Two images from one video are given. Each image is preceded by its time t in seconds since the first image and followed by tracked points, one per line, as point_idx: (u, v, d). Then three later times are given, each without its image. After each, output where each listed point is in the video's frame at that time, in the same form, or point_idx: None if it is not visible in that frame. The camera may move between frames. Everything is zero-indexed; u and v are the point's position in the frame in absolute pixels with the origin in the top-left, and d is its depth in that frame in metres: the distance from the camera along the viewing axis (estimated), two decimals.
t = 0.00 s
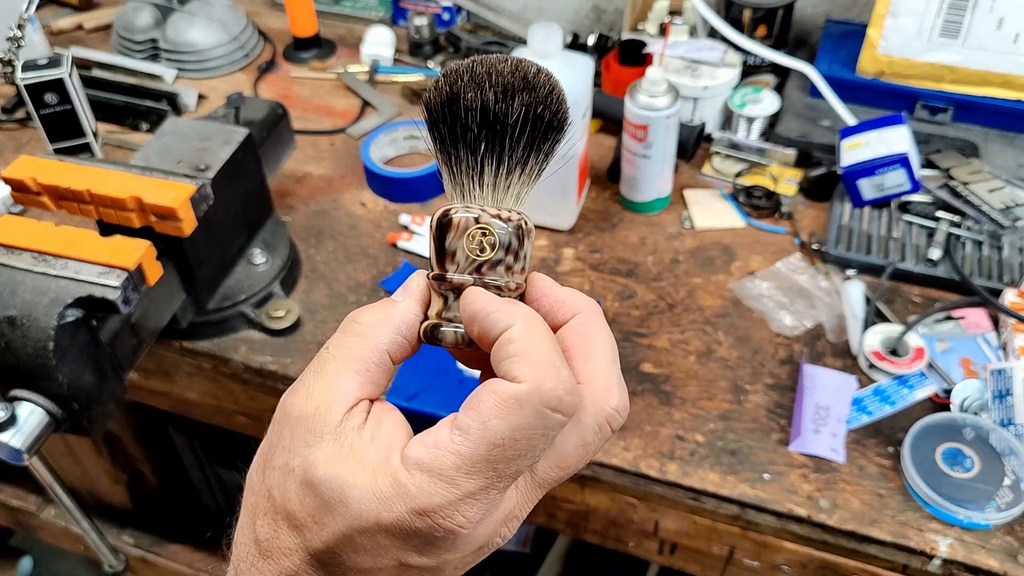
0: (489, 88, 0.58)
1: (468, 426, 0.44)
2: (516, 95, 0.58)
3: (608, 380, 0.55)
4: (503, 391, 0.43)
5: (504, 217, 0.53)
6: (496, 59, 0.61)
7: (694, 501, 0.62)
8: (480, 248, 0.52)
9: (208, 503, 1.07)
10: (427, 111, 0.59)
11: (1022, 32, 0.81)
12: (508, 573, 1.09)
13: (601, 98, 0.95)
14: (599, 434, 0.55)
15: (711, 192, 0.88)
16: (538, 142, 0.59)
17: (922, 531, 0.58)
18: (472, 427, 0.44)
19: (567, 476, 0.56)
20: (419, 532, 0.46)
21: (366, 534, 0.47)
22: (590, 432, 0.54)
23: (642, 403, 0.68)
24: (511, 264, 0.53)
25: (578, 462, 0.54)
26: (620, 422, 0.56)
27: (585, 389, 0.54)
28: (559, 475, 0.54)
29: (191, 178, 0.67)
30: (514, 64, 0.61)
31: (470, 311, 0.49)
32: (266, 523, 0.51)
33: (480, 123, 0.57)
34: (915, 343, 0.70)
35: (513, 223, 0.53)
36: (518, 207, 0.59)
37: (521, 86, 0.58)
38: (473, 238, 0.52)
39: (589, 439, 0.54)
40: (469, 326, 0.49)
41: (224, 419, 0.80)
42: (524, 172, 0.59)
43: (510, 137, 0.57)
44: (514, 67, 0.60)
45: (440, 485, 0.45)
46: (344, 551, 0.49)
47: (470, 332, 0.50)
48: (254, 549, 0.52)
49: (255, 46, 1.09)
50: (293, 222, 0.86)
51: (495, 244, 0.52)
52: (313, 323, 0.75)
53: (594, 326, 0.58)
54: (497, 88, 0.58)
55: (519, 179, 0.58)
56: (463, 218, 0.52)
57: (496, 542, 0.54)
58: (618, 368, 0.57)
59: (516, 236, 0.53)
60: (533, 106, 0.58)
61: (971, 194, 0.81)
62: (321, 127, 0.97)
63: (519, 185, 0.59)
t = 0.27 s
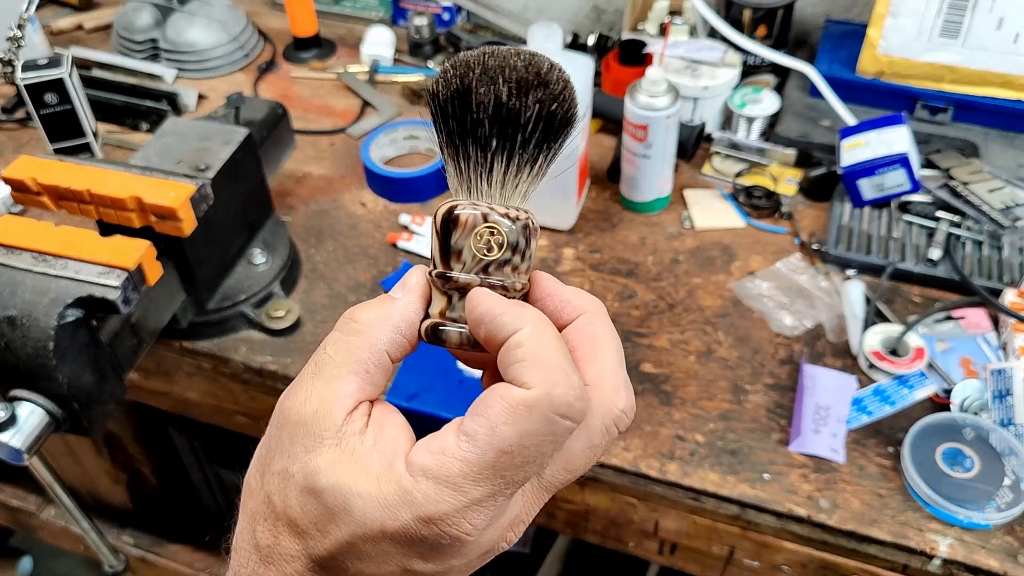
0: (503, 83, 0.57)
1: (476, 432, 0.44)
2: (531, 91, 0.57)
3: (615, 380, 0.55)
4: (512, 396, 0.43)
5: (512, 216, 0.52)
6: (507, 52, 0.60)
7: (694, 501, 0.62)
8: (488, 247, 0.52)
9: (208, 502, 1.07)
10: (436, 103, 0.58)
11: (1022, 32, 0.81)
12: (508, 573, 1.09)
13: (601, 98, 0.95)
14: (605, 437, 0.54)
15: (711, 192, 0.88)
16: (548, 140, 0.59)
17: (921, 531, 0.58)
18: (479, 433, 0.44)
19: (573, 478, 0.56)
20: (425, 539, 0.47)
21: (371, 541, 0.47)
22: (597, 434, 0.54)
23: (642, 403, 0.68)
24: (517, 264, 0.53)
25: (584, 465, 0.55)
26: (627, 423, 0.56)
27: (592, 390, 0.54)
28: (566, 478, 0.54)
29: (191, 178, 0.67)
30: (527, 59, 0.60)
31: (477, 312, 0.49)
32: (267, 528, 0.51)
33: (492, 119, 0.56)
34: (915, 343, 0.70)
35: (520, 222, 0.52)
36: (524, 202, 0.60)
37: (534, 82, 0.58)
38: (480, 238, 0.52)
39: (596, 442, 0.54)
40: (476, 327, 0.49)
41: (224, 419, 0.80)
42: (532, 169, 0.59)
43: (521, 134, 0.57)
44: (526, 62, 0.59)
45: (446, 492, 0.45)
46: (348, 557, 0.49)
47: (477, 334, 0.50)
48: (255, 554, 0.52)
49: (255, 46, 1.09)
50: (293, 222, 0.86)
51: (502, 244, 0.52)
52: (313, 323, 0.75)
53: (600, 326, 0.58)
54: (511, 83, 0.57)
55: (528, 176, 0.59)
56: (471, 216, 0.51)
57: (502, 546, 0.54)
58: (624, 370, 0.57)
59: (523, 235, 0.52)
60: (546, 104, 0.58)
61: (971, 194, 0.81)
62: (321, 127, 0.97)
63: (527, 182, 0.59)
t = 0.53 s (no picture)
0: (505, 84, 0.56)
1: (477, 441, 0.44)
2: (533, 92, 0.57)
3: (613, 381, 0.55)
4: (515, 406, 0.44)
5: (511, 218, 0.52)
6: (506, 51, 0.60)
7: (694, 501, 0.62)
8: (489, 250, 0.52)
9: (207, 502, 1.07)
10: (433, 104, 0.57)
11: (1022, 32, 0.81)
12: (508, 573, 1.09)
13: (601, 98, 0.95)
14: (604, 440, 0.54)
15: (711, 192, 0.88)
16: (546, 142, 0.59)
17: (921, 531, 0.58)
18: (481, 443, 0.44)
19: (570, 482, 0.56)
20: (425, 548, 0.47)
21: (370, 551, 0.48)
22: (596, 437, 0.54)
23: (642, 403, 0.68)
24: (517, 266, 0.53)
25: (584, 470, 0.55)
26: (625, 424, 0.56)
27: (590, 392, 0.54)
28: (566, 482, 0.54)
29: (191, 178, 0.67)
30: (528, 58, 0.59)
31: (479, 318, 0.49)
32: (263, 538, 0.51)
33: (493, 120, 0.56)
34: (915, 343, 0.70)
35: (520, 224, 0.52)
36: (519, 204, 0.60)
37: (536, 83, 0.58)
38: (482, 241, 0.51)
39: (596, 444, 0.54)
40: (477, 333, 0.49)
41: (224, 419, 0.80)
42: (529, 170, 0.59)
43: (522, 135, 0.57)
44: (526, 62, 0.59)
45: (447, 502, 0.45)
46: (347, 565, 0.49)
47: (477, 340, 0.50)
48: (251, 563, 0.52)
49: (255, 46, 1.09)
50: (293, 222, 0.86)
51: (504, 247, 0.52)
52: (313, 323, 0.75)
53: (596, 326, 0.58)
54: (513, 84, 0.57)
55: (525, 177, 0.59)
56: (472, 219, 0.51)
57: (502, 551, 0.54)
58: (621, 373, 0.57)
59: (522, 237, 0.52)
60: (547, 105, 0.58)
61: (971, 194, 0.81)
62: (321, 127, 0.97)
63: (524, 183, 0.59)
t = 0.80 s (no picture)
0: (505, 80, 0.56)
1: (473, 445, 0.44)
2: (533, 90, 0.57)
3: (612, 381, 0.55)
4: (512, 409, 0.43)
5: (509, 217, 0.53)
6: (505, 48, 0.60)
7: (694, 501, 0.62)
8: (488, 250, 0.51)
9: (208, 502, 1.07)
10: (431, 101, 0.57)
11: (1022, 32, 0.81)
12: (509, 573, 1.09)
13: (601, 98, 0.95)
14: (602, 442, 0.54)
15: (711, 192, 0.88)
16: (545, 140, 0.59)
17: (922, 531, 0.58)
18: (477, 447, 0.44)
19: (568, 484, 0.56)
20: (421, 552, 0.47)
21: (366, 555, 0.48)
22: (595, 439, 0.54)
23: (642, 403, 0.68)
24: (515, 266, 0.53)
25: (582, 471, 0.55)
26: (625, 425, 0.56)
27: (589, 393, 0.54)
28: (564, 484, 0.54)
29: (191, 178, 0.67)
30: (527, 56, 0.59)
31: (476, 319, 0.48)
32: (258, 542, 0.51)
33: (492, 117, 0.56)
34: (915, 343, 0.70)
35: (518, 223, 0.53)
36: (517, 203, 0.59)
37: (536, 80, 0.58)
38: (480, 241, 0.51)
39: (594, 447, 0.54)
40: (475, 334, 0.49)
41: (224, 419, 0.80)
42: (527, 169, 0.59)
43: (522, 133, 0.57)
44: (526, 59, 0.59)
45: (442, 506, 0.45)
46: (343, 569, 0.49)
47: (475, 341, 0.50)
48: (247, 566, 0.52)
49: (255, 46, 1.09)
50: (293, 222, 0.86)
51: (502, 246, 0.52)
52: (313, 323, 0.75)
53: (594, 325, 0.58)
54: (513, 81, 0.57)
55: (523, 176, 0.59)
56: (470, 219, 0.51)
57: (500, 553, 0.54)
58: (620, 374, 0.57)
59: (521, 236, 0.53)
60: (547, 103, 0.58)
61: (971, 194, 0.81)
62: (321, 127, 0.97)
63: (522, 182, 0.59)
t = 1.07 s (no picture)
0: (503, 82, 0.56)
1: (473, 448, 0.44)
2: (531, 91, 0.57)
3: (613, 383, 0.55)
4: (511, 412, 0.43)
5: (507, 219, 0.52)
6: (504, 50, 0.60)
7: (694, 501, 0.62)
8: (486, 252, 0.51)
9: (208, 502, 1.07)
10: (430, 104, 0.57)
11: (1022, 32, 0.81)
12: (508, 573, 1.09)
13: (601, 98, 0.95)
14: (603, 443, 0.54)
15: (711, 192, 0.88)
16: (544, 142, 0.59)
17: (922, 531, 0.58)
18: (477, 449, 0.44)
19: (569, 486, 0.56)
20: (422, 556, 0.47)
21: (366, 559, 0.48)
22: (596, 441, 0.54)
23: (642, 403, 0.68)
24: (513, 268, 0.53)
25: (583, 474, 0.55)
26: (626, 427, 0.56)
27: (589, 395, 0.54)
28: (565, 486, 0.54)
29: (191, 178, 0.67)
30: (524, 57, 0.60)
31: (475, 322, 0.48)
32: (258, 545, 0.51)
33: (491, 119, 0.56)
34: (915, 343, 0.70)
35: (516, 225, 0.52)
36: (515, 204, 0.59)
37: (534, 82, 0.58)
38: (478, 242, 0.51)
39: (595, 448, 0.54)
40: (474, 336, 0.49)
41: (224, 419, 0.80)
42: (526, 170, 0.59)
43: (520, 135, 0.56)
44: (525, 61, 0.59)
45: (442, 509, 0.45)
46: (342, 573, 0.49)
47: (474, 343, 0.50)
48: (247, 570, 0.52)
49: (255, 46, 1.09)
50: (293, 222, 0.86)
51: (501, 249, 0.52)
52: (313, 323, 0.75)
53: (593, 328, 0.58)
54: (511, 82, 0.57)
55: (522, 177, 0.59)
56: (468, 221, 0.51)
57: (501, 556, 0.54)
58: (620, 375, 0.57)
59: (519, 238, 0.52)
60: (545, 104, 0.58)
61: (971, 194, 0.81)
62: (321, 127, 0.97)
63: (521, 183, 0.59)
